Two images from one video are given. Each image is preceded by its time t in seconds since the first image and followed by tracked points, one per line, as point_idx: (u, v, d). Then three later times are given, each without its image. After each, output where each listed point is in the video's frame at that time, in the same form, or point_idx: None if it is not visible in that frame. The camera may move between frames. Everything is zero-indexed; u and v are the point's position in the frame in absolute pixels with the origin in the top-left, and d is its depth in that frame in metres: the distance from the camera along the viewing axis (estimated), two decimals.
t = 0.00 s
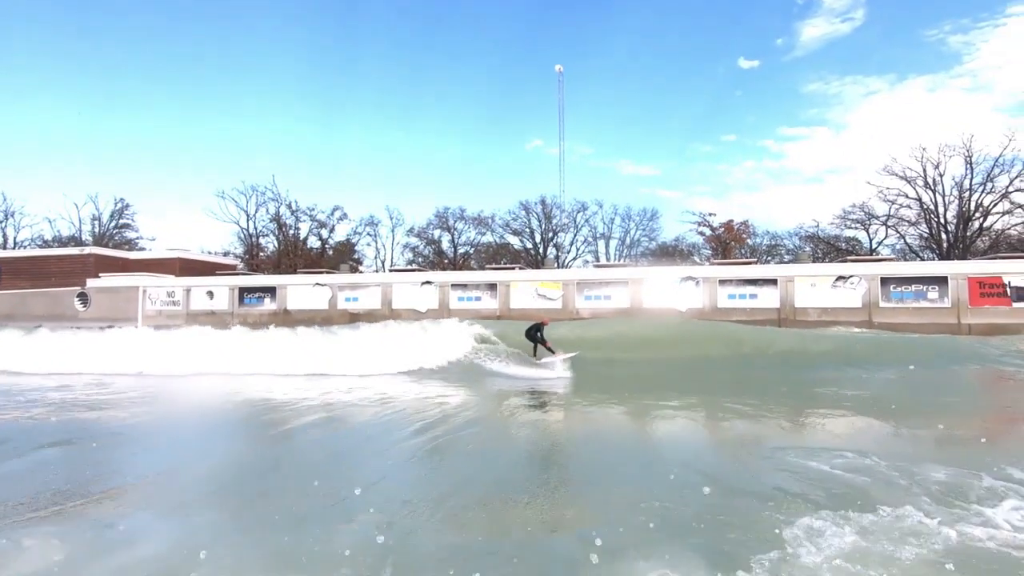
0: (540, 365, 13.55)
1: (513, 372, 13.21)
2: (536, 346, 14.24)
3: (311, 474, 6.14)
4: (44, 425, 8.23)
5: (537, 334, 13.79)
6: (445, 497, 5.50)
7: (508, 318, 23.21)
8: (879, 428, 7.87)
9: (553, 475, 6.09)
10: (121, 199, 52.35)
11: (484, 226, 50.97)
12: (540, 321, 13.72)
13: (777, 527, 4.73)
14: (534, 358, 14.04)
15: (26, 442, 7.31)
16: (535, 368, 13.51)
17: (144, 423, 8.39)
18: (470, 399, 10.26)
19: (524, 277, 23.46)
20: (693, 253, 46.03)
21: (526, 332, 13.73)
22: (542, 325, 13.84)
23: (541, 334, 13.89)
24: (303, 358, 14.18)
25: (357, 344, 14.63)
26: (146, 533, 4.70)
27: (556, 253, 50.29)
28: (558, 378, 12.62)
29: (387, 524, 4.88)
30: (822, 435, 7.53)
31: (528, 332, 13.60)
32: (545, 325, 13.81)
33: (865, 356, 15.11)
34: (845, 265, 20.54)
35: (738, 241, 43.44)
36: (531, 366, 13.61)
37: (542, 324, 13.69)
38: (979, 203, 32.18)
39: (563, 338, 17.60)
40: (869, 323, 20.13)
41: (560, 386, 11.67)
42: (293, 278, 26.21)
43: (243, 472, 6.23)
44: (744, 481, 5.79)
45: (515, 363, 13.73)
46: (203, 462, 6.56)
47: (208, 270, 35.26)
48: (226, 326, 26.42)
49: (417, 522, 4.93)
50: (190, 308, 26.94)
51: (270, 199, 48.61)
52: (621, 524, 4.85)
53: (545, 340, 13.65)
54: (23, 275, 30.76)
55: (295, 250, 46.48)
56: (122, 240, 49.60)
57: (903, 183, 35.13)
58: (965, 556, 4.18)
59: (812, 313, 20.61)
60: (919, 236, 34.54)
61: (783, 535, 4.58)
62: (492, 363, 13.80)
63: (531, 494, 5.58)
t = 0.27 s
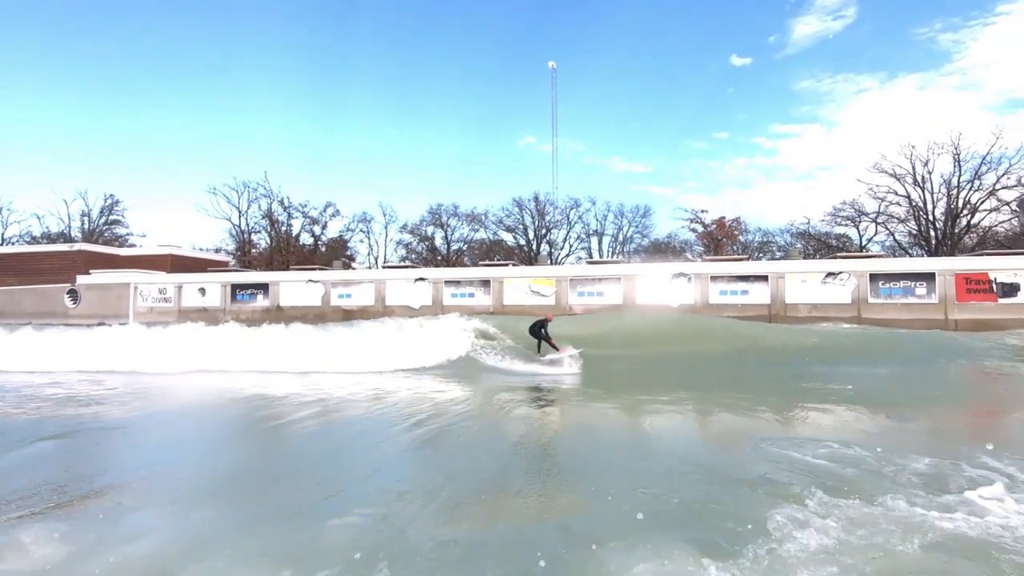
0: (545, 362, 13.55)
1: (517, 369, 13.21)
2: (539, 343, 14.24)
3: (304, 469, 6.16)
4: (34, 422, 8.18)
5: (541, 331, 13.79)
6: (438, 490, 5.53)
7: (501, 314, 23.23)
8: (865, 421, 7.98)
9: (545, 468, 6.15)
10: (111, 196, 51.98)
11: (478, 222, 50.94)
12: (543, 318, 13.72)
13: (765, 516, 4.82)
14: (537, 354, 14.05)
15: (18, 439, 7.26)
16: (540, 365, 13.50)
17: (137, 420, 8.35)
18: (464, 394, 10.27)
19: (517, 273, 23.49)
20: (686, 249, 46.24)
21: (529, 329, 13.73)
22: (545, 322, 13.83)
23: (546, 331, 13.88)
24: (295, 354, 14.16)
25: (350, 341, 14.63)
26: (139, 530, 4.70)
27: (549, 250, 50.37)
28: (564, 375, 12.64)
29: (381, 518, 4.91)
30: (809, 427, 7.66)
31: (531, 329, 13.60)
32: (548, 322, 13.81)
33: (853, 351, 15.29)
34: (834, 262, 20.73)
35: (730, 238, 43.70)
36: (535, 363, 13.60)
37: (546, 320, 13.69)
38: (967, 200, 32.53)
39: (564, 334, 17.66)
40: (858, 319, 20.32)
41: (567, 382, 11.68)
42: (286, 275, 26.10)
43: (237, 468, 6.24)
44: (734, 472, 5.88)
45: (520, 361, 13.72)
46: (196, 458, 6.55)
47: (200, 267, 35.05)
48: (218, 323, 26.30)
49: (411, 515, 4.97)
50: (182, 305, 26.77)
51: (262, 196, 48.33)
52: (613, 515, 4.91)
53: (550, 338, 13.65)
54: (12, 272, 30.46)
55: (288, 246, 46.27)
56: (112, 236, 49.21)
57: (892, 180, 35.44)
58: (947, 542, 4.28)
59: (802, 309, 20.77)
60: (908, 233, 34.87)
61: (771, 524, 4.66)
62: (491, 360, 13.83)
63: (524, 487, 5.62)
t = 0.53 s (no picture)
0: (550, 358, 13.57)
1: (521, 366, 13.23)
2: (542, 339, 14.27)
3: (298, 464, 6.17)
4: (24, 420, 8.12)
5: (544, 327, 13.80)
6: (433, 484, 5.57)
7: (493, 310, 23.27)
8: (852, 415, 8.10)
9: (538, 462, 6.20)
10: (99, 191, 51.33)
11: (470, 219, 50.84)
12: (547, 314, 13.73)
13: (755, 505, 4.90)
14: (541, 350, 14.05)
15: (8, 437, 7.23)
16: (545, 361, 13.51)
17: (128, 416, 8.33)
18: (456, 389, 10.31)
19: (509, 269, 23.51)
20: (677, 246, 46.47)
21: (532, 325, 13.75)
22: (548, 319, 13.83)
23: (549, 327, 13.89)
24: (287, 349, 14.14)
25: (342, 337, 14.64)
26: (131, 527, 4.69)
27: (541, 246, 50.40)
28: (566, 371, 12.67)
29: (376, 511, 4.94)
30: (797, 420, 7.78)
31: (534, 325, 13.64)
32: (551, 318, 13.83)
33: (839, 345, 15.49)
34: (823, 258, 20.94)
35: (721, 234, 43.96)
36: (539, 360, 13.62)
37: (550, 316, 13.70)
38: (954, 196, 32.89)
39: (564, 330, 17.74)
40: (846, 315, 20.54)
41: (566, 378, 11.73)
42: (278, 271, 25.97)
43: (230, 464, 6.24)
44: (721, 463, 5.99)
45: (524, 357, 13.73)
46: (189, 454, 6.54)
47: (190, 263, 34.78)
48: (210, 319, 26.14)
49: (406, 508, 5.00)
50: (172, 302, 26.58)
51: (252, 192, 47.96)
52: (606, 507, 4.97)
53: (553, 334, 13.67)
54: None
55: (279, 243, 45.98)
56: (100, 232, 48.66)
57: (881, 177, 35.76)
58: (932, 530, 4.37)
59: (791, 305, 20.96)
60: (896, 229, 35.22)
61: (761, 514, 4.74)
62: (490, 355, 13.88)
63: (517, 480, 5.67)
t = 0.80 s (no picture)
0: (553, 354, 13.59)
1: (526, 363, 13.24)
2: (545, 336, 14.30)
3: (291, 461, 6.18)
4: (11, 418, 8.05)
5: (547, 324, 13.85)
6: (425, 479, 5.60)
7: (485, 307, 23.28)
8: (836, 409, 8.22)
9: (529, 457, 6.24)
10: (85, 187, 50.66)
11: (461, 216, 50.75)
12: (550, 311, 13.77)
13: (742, 497, 4.98)
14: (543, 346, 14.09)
15: None
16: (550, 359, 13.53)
17: (119, 414, 8.27)
18: (447, 385, 10.35)
19: (500, 266, 23.53)
20: (668, 242, 46.73)
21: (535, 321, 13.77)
22: (551, 316, 13.87)
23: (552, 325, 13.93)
24: (285, 353, 13.56)
25: (342, 338, 14.24)
26: (122, 524, 4.68)
27: (533, 243, 50.44)
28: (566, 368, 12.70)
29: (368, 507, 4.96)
30: (783, 414, 7.92)
31: (537, 322, 13.71)
32: (553, 316, 13.87)
33: (823, 341, 15.69)
34: (810, 255, 21.16)
35: (711, 231, 44.26)
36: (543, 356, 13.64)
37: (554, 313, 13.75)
38: (939, 194, 33.31)
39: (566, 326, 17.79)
40: (833, 311, 20.79)
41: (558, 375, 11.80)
42: (268, 268, 25.81)
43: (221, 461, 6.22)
44: (710, 456, 6.08)
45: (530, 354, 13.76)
46: (179, 452, 6.51)
47: (179, 260, 34.49)
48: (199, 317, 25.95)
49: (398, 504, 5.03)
50: (161, 299, 26.33)
51: (242, 188, 47.56)
52: (595, 500, 5.03)
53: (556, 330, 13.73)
54: None
55: (269, 240, 45.66)
56: (87, 229, 48.06)
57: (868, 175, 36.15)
58: (913, 521, 4.47)
59: (779, 301, 21.18)
60: (882, 227, 35.63)
61: (749, 508, 4.80)
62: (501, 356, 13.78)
63: (508, 475, 5.71)
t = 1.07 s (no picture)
0: (557, 352, 13.63)
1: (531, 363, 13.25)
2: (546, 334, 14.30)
3: (281, 460, 6.18)
4: None
5: (547, 323, 13.87)
6: (416, 477, 5.64)
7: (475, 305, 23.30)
8: (820, 405, 8.37)
9: (519, 454, 6.29)
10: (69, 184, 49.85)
11: (451, 214, 50.64)
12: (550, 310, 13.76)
13: (728, 493, 5.07)
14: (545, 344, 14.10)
15: None
16: (555, 357, 13.57)
17: (107, 414, 8.22)
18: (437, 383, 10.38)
19: (490, 265, 23.55)
20: (656, 241, 47.02)
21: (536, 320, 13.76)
22: (551, 314, 13.86)
23: (552, 323, 13.95)
24: (274, 352, 13.45)
25: (332, 335, 14.08)
26: (111, 525, 4.66)
27: (522, 241, 50.47)
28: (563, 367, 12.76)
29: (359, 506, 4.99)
30: (768, 410, 8.04)
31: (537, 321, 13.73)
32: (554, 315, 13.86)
33: (807, 339, 15.91)
34: (796, 254, 21.41)
35: (699, 230, 44.59)
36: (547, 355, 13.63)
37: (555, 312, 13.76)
38: (922, 194, 33.80)
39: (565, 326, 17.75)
40: (818, 309, 21.06)
41: (548, 373, 11.86)
42: (257, 266, 25.62)
43: (211, 461, 6.20)
44: (697, 451, 6.18)
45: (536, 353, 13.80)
46: (168, 453, 6.47)
47: (166, 258, 34.09)
48: (187, 316, 25.70)
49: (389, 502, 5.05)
50: (148, 297, 26.05)
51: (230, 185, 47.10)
52: (585, 497, 5.09)
53: (557, 328, 13.73)
54: None
55: (257, 238, 45.28)
56: (70, 226, 47.33)
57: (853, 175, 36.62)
58: (893, 514, 4.59)
59: (766, 300, 21.42)
60: (867, 226, 36.10)
61: (735, 502, 4.89)
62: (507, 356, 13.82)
63: (499, 472, 5.76)
